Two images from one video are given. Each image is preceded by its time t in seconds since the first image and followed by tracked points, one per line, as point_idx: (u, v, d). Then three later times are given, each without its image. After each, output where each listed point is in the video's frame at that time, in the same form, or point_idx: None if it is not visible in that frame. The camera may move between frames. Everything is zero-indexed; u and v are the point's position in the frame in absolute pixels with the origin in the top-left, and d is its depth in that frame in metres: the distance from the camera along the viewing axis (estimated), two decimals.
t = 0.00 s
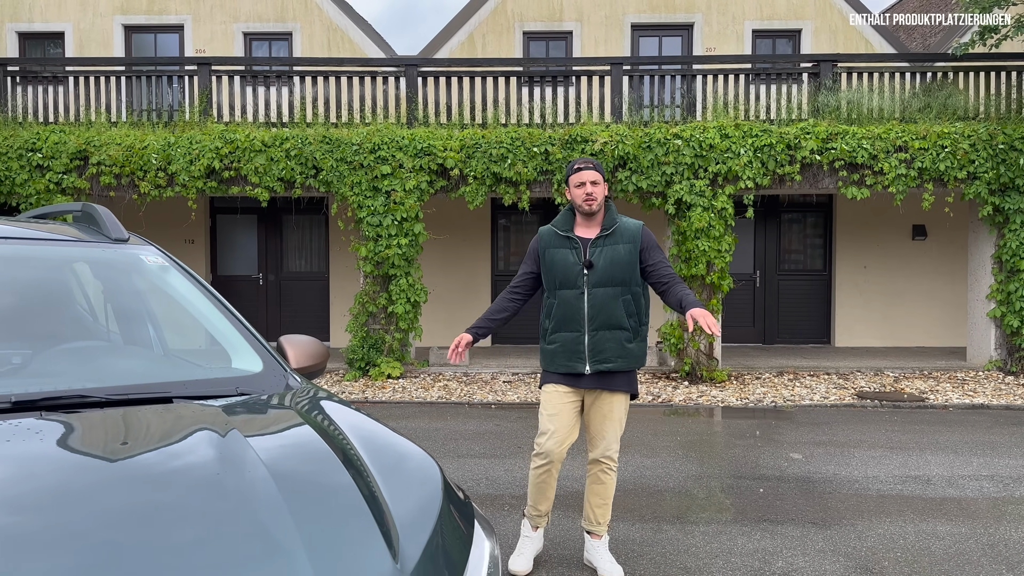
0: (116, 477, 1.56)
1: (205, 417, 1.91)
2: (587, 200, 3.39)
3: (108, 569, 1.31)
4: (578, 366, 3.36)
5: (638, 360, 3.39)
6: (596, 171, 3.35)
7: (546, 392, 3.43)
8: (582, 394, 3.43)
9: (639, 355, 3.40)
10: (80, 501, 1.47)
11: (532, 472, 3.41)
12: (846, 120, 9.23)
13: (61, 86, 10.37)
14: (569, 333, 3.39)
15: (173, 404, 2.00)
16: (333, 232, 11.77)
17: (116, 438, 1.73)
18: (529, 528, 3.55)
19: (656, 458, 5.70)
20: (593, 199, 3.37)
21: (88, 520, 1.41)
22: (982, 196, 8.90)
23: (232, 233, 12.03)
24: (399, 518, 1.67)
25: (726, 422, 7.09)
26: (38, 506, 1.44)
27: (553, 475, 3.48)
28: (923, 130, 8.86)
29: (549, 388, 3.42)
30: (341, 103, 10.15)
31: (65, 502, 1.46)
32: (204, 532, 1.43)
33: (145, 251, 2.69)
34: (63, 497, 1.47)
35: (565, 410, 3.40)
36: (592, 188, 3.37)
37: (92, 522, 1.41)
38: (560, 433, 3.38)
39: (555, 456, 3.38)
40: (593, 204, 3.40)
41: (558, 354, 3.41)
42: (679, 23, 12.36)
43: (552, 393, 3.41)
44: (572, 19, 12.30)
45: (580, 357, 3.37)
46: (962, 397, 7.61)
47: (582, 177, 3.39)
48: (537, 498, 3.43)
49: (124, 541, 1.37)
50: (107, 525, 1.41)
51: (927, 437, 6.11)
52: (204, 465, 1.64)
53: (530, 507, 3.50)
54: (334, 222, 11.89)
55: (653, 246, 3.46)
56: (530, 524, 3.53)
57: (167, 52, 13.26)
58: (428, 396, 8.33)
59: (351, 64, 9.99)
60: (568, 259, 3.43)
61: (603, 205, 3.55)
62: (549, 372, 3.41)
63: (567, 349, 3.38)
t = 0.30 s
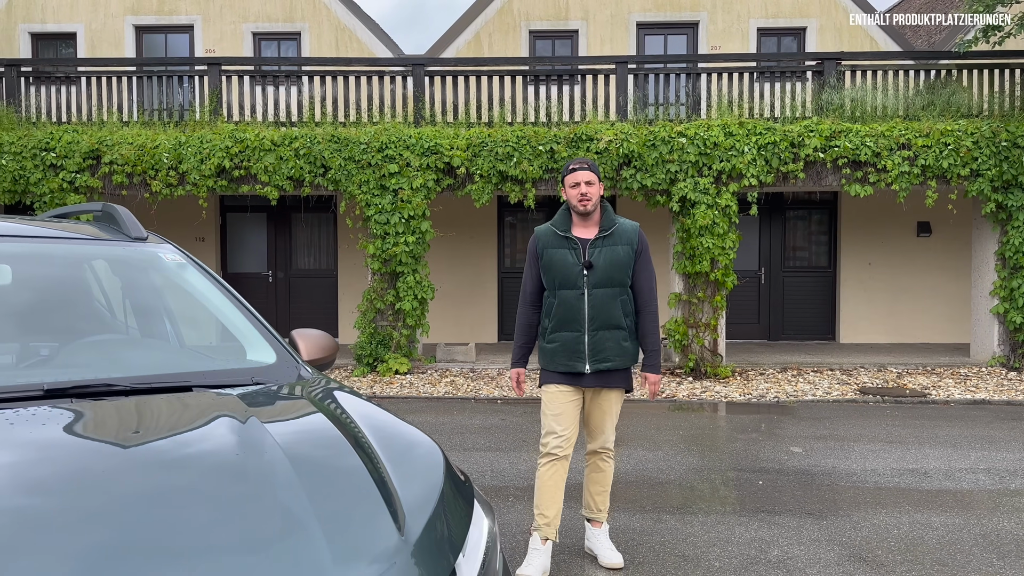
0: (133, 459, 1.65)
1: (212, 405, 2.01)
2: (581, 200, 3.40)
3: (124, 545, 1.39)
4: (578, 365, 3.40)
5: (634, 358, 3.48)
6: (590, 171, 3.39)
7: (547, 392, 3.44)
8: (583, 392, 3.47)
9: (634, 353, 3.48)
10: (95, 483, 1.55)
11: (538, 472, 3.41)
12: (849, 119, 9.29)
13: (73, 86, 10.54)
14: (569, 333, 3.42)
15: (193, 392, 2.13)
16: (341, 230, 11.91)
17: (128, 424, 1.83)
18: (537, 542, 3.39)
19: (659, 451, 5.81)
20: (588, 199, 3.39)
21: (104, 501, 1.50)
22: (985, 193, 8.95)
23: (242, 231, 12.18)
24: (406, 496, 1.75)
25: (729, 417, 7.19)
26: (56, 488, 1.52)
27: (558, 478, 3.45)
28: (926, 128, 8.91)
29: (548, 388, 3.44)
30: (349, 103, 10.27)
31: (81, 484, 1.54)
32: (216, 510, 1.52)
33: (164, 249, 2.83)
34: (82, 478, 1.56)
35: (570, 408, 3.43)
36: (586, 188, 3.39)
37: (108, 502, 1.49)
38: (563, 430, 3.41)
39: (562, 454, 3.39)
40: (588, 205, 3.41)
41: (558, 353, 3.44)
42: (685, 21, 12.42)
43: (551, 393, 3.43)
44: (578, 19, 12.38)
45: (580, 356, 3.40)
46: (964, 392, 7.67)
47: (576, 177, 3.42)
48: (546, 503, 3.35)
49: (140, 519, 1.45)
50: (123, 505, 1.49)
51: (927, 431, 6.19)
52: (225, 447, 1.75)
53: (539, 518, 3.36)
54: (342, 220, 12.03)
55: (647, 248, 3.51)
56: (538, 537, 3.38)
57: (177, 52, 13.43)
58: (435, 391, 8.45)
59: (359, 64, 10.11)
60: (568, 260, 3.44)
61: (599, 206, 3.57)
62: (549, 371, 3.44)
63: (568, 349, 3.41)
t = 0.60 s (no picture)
0: (153, 445, 1.75)
1: (219, 396, 2.11)
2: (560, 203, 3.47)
3: (142, 522, 1.48)
4: (576, 360, 3.45)
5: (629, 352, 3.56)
6: (567, 172, 3.45)
7: (542, 389, 3.49)
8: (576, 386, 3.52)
9: (628, 346, 3.57)
10: (114, 467, 1.65)
11: (535, 468, 3.48)
12: (856, 116, 9.33)
13: (87, 85, 10.70)
14: (566, 329, 3.46)
15: (213, 382, 2.24)
16: (352, 227, 12.05)
17: (141, 413, 1.94)
18: (541, 536, 3.46)
19: (664, 445, 5.91)
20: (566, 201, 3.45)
21: (123, 483, 1.59)
22: (991, 190, 8.97)
23: (253, 228, 12.33)
24: (416, 481, 1.85)
25: (735, 412, 7.28)
26: (78, 471, 1.62)
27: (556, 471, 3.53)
28: (932, 125, 8.93)
29: (544, 385, 3.49)
30: (359, 102, 10.39)
31: (100, 468, 1.64)
32: (229, 491, 1.61)
33: (184, 248, 2.95)
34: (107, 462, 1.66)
35: (563, 404, 3.49)
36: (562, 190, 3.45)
37: (128, 484, 1.59)
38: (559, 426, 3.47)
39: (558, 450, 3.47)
40: (566, 205, 3.48)
41: (555, 350, 3.47)
42: (693, 19, 12.46)
43: (546, 389, 3.48)
44: (586, 16, 12.45)
45: (577, 351, 3.46)
46: (969, 388, 7.72)
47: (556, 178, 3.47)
48: (545, 498, 3.42)
49: (158, 498, 1.55)
50: (145, 485, 1.59)
51: (930, 426, 6.25)
52: (248, 433, 1.86)
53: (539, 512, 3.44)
54: (352, 217, 12.16)
55: (636, 244, 3.64)
56: (541, 531, 3.45)
57: (189, 52, 13.58)
58: (444, 386, 8.57)
59: (369, 63, 10.23)
60: (562, 256, 3.48)
61: (586, 201, 3.62)
62: (546, 368, 3.47)
63: (566, 345, 3.45)
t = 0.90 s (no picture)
0: (175, 431, 1.83)
1: (230, 388, 2.19)
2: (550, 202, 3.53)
3: (162, 508, 1.54)
4: (568, 355, 3.52)
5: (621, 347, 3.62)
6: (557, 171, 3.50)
7: (536, 384, 3.56)
8: (570, 380, 3.59)
9: (620, 341, 3.63)
10: (141, 449, 1.74)
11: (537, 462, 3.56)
12: (863, 113, 9.36)
13: (101, 84, 10.85)
14: (558, 324, 3.53)
15: (237, 373, 2.35)
16: (362, 224, 12.17)
17: (156, 404, 2.02)
18: (548, 527, 3.56)
19: (671, 440, 6.00)
20: (555, 200, 3.51)
21: (139, 470, 1.65)
22: (999, 187, 9.00)
23: (265, 225, 12.46)
24: (431, 466, 1.93)
25: (742, 408, 7.35)
26: (113, 451, 1.72)
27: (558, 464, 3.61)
28: (940, 122, 8.95)
29: (539, 380, 3.55)
30: (369, 100, 10.51)
31: (116, 456, 1.70)
32: (253, 471, 1.70)
33: (205, 245, 3.06)
34: (133, 447, 1.74)
35: (557, 398, 3.56)
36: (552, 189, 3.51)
37: (155, 465, 1.68)
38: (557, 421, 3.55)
39: (558, 443, 3.55)
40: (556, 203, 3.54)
41: (547, 344, 3.53)
42: (701, 16, 12.50)
43: (541, 384, 3.55)
44: (595, 14, 12.50)
45: (570, 346, 3.52)
46: (975, 384, 7.76)
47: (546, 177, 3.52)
48: (548, 491, 3.51)
49: (174, 484, 1.61)
50: (176, 462, 1.70)
51: (935, 421, 6.30)
52: (271, 421, 1.95)
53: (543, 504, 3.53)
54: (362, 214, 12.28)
55: (625, 240, 3.72)
56: (549, 522, 3.55)
57: (201, 51, 13.72)
58: (454, 381, 8.69)
59: (379, 62, 10.33)
60: (553, 251, 3.56)
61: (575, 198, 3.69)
62: (539, 363, 3.52)
63: (558, 339, 3.52)
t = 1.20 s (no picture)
0: (201, 416, 1.92)
1: (245, 379, 2.28)
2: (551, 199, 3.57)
3: (183, 493, 1.59)
4: (561, 351, 3.56)
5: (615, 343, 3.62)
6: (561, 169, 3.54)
7: (536, 379, 3.65)
8: (568, 377, 3.64)
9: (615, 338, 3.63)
10: (174, 425, 1.85)
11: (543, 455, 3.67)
12: (871, 111, 9.40)
13: (115, 83, 11.00)
14: (551, 321, 3.58)
15: (262, 364, 2.47)
16: (372, 221, 12.30)
17: (175, 391, 2.11)
18: (557, 517, 3.66)
19: (677, 434, 6.09)
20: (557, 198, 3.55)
21: (158, 457, 1.70)
22: (1006, 184, 9.03)
23: (276, 222, 12.60)
24: (448, 452, 2.00)
25: (748, 403, 7.43)
26: (147, 428, 1.83)
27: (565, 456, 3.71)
28: (948, 120, 8.99)
29: (537, 375, 3.64)
30: (380, 99, 10.64)
31: (133, 444, 1.75)
32: (280, 450, 1.79)
33: (228, 242, 3.20)
34: (160, 431, 1.82)
35: (558, 393, 3.64)
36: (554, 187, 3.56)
37: (188, 438, 1.79)
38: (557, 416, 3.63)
39: (561, 437, 3.64)
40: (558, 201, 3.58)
41: (541, 341, 3.60)
42: (710, 14, 12.54)
43: (541, 380, 3.64)
44: (604, 13, 12.57)
45: (563, 343, 3.56)
46: (982, 380, 7.81)
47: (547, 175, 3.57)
48: (553, 483, 3.62)
49: (194, 470, 1.66)
50: (208, 437, 1.81)
51: (940, 417, 6.36)
52: (296, 407, 2.04)
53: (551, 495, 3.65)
54: (373, 211, 12.41)
55: (623, 236, 3.70)
56: (557, 513, 3.65)
57: (213, 50, 13.86)
58: (464, 377, 8.81)
59: (390, 61, 10.43)
60: (546, 249, 3.61)
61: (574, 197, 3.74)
62: (534, 359, 3.60)
63: (551, 336, 3.57)
